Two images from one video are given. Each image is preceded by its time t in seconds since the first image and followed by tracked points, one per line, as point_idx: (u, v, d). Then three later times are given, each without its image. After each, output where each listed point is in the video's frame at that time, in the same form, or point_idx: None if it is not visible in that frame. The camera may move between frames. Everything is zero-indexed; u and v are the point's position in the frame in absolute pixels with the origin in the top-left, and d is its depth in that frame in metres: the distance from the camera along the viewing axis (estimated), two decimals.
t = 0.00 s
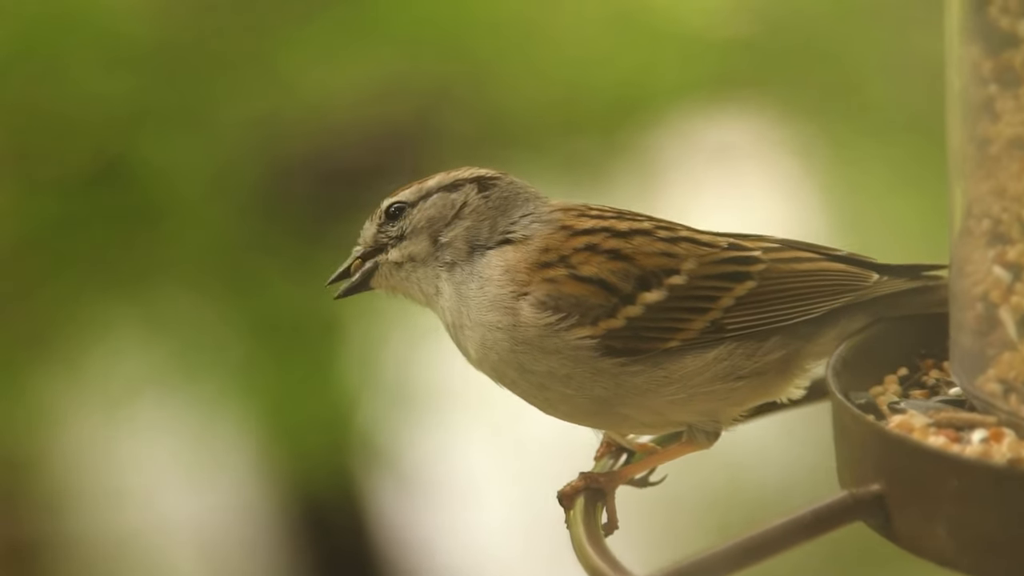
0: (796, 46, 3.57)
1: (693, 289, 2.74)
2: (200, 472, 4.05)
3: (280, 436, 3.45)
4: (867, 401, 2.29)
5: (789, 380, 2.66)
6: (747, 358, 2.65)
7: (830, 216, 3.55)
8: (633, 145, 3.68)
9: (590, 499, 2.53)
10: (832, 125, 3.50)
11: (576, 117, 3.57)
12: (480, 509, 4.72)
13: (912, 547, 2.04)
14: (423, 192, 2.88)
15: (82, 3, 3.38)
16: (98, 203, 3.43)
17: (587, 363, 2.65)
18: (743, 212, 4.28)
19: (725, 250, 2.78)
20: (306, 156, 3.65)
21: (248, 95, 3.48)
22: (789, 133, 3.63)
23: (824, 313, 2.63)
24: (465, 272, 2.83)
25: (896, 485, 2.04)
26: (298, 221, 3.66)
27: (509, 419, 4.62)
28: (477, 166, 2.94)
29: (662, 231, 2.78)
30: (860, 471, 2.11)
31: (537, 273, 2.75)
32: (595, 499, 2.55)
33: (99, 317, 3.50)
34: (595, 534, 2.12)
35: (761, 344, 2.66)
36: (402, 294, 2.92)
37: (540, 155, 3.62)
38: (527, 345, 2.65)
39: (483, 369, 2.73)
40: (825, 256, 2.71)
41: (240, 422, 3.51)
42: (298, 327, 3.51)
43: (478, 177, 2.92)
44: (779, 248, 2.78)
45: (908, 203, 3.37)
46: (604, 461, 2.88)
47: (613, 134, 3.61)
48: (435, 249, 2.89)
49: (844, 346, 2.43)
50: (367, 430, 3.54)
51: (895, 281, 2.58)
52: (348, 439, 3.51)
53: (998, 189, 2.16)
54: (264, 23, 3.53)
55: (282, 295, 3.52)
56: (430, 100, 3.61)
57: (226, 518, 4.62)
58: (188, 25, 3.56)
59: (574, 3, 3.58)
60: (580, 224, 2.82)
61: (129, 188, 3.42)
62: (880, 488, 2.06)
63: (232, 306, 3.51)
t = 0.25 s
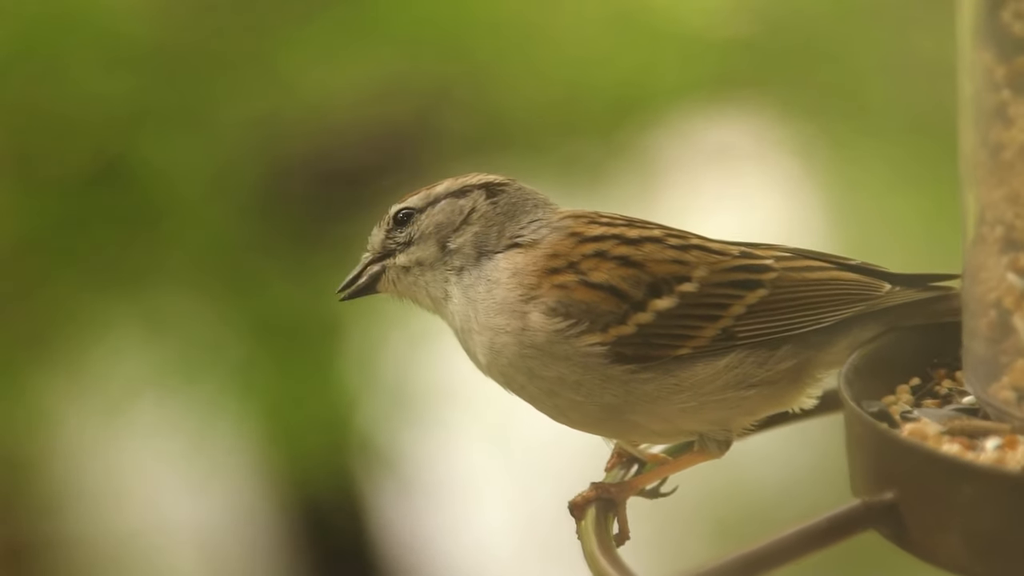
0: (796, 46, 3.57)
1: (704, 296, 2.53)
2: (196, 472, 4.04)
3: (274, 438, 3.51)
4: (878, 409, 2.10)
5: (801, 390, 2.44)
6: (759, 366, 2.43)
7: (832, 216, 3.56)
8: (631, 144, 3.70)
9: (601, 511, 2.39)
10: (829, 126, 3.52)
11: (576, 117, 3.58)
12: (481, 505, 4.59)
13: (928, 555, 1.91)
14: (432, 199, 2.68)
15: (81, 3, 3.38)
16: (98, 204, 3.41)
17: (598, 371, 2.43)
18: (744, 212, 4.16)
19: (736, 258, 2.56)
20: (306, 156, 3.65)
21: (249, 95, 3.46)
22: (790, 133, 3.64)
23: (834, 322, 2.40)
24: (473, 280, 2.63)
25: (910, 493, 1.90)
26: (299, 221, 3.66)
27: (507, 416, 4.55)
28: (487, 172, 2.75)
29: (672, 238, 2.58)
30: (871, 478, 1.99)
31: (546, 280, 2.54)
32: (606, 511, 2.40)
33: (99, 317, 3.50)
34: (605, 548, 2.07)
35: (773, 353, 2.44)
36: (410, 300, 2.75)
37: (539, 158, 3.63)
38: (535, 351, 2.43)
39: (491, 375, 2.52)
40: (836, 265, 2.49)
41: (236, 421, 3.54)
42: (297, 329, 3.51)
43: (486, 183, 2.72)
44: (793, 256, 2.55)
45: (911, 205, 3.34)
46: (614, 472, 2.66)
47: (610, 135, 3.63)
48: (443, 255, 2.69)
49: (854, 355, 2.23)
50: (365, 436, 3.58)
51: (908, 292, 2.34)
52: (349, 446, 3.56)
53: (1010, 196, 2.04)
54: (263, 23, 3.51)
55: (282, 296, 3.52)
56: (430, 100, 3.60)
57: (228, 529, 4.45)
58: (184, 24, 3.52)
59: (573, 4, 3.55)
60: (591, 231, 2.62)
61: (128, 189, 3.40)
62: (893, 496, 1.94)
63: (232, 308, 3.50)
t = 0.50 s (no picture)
0: (796, 47, 3.57)
1: (715, 302, 2.48)
2: (196, 472, 4.03)
3: (273, 439, 3.51)
4: (891, 417, 2.04)
5: (812, 398, 2.38)
6: (770, 373, 2.37)
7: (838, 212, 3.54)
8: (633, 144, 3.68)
9: (613, 521, 2.32)
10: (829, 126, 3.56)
11: (576, 118, 3.55)
12: (479, 504, 4.59)
13: (942, 564, 1.85)
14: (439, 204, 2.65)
15: (81, 3, 3.36)
16: (98, 205, 3.41)
17: (608, 375, 2.39)
18: (743, 215, 4.17)
19: (747, 265, 2.51)
20: (306, 156, 3.63)
21: (247, 97, 3.43)
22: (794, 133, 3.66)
23: (848, 330, 2.34)
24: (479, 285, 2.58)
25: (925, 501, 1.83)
26: (297, 219, 3.66)
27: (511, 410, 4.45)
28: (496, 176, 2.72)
29: (682, 245, 2.53)
30: (883, 485, 1.93)
31: (554, 284, 2.49)
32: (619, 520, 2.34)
33: (99, 317, 3.50)
34: (618, 555, 2.05)
35: (783, 360, 2.38)
36: (418, 306, 2.71)
37: (540, 159, 3.58)
38: (543, 355, 2.39)
39: (501, 379, 2.47)
40: (850, 273, 2.45)
41: (237, 420, 3.55)
42: (297, 329, 3.52)
43: (494, 187, 2.67)
44: (805, 264, 2.50)
45: (907, 201, 3.40)
46: (627, 482, 2.58)
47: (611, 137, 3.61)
48: (451, 261, 2.65)
49: (868, 362, 2.16)
50: (366, 436, 3.56)
51: (923, 300, 2.27)
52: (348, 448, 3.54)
53: None
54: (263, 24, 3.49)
55: (282, 296, 3.53)
56: (430, 100, 3.57)
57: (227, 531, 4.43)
58: (181, 23, 3.48)
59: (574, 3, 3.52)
60: (600, 236, 2.58)
61: (128, 189, 3.40)
62: (906, 503, 1.87)
63: (231, 309, 3.51)
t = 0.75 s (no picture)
0: (796, 47, 3.56)
1: (726, 307, 2.45)
2: (196, 478, 3.92)
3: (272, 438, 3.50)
4: (905, 424, 2.04)
5: (826, 405, 2.36)
6: (782, 379, 2.35)
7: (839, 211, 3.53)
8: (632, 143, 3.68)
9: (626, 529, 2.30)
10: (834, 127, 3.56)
11: (575, 118, 3.55)
12: (482, 505, 4.52)
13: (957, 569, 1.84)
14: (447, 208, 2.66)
15: (81, 2, 3.34)
16: (97, 205, 3.40)
17: (618, 381, 2.35)
18: (742, 215, 4.21)
19: (760, 271, 2.49)
20: (305, 156, 3.64)
21: (247, 98, 3.42)
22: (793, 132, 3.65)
23: (860, 335, 2.33)
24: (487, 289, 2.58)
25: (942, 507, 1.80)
26: (297, 219, 3.68)
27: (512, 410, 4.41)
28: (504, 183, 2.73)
29: (693, 251, 2.52)
30: (897, 490, 1.91)
31: (564, 289, 2.47)
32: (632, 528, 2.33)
33: (99, 317, 3.49)
34: (631, 564, 2.03)
35: (795, 366, 2.36)
36: (427, 312, 2.71)
37: (539, 160, 3.60)
38: (553, 360, 2.37)
39: (512, 386, 2.45)
40: (863, 279, 2.43)
41: (240, 423, 3.52)
42: (295, 331, 3.52)
43: (502, 193, 2.69)
44: (817, 269, 2.48)
45: (910, 204, 3.38)
46: (639, 490, 2.60)
47: (609, 136, 3.61)
48: (459, 266, 2.65)
49: (880, 368, 2.14)
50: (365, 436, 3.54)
51: (936, 306, 2.25)
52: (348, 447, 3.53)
53: None
54: (263, 24, 3.48)
55: (282, 297, 3.53)
56: (430, 100, 3.58)
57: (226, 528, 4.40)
58: (182, 22, 3.48)
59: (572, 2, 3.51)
60: (610, 243, 2.57)
61: (128, 189, 3.38)
62: (921, 509, 1.85)
63: (230, 310, 3.50)
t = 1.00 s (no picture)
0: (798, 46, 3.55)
1: (736, 312, 2.42)
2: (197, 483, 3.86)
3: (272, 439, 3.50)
4: (917, 429, 2.04)
5: (838, 411, 2.34)
6: (793, 385, 2.33)
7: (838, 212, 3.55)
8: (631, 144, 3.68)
9: (637, 537, 2.30)
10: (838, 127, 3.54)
11: (575, 117, 3.53)
12: (483, 506, 4.49)
13: None
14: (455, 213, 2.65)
15: (81, 3, 3.32)
16: (97, 206, 3.39)
17: (628, 386, 2.34)
18: (742, 215, 4.23)
19: (771, 276, 2.46)
20: (306, 156, 3.61)
21: (246, 99, 3.40)
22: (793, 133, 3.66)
23: (871, 341, 2.31)
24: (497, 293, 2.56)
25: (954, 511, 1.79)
26: (298, 219, 3.67)
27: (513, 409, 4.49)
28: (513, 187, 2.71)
29: (704, 256, 2.49)
30: (909, 496, 1.89)
31: (574, 295, 2.46)
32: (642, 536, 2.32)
33: (99, 317, 3.49)
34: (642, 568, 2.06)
35: (807, 371, 2.34)
36: (437, 316, 2.70)
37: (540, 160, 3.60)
38: (563, 365, 2.36)
39: (523, 390, 2.45)
40: (873, 285, 2.40)
41: (240, 424, 3.52)
42: (295, 334, 3.51)
43: (511, 197, 2.67)
44: (827, 275, 2.45)
45: (914, 203, 3.41)
46: (649, 496, 2.57)
47: (610, 137, 3.60)
48: (468, 271, 2.63)
49: (893, 374, 2.15)
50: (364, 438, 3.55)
51: (947, 313, 2.24)
52: (348, 448, 3.52)
53: None
54: (263, 24, 3.48)
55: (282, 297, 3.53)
56: (430, 100, 3.56)
57: (224, 529, 4.37)
58: (182, 22, 3.48)
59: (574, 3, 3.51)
60: (620, 248, 2.55)
61: (129, 189, 3.37)
62: (935, 514, 1.83)
63: (231, 311, 3.49)
